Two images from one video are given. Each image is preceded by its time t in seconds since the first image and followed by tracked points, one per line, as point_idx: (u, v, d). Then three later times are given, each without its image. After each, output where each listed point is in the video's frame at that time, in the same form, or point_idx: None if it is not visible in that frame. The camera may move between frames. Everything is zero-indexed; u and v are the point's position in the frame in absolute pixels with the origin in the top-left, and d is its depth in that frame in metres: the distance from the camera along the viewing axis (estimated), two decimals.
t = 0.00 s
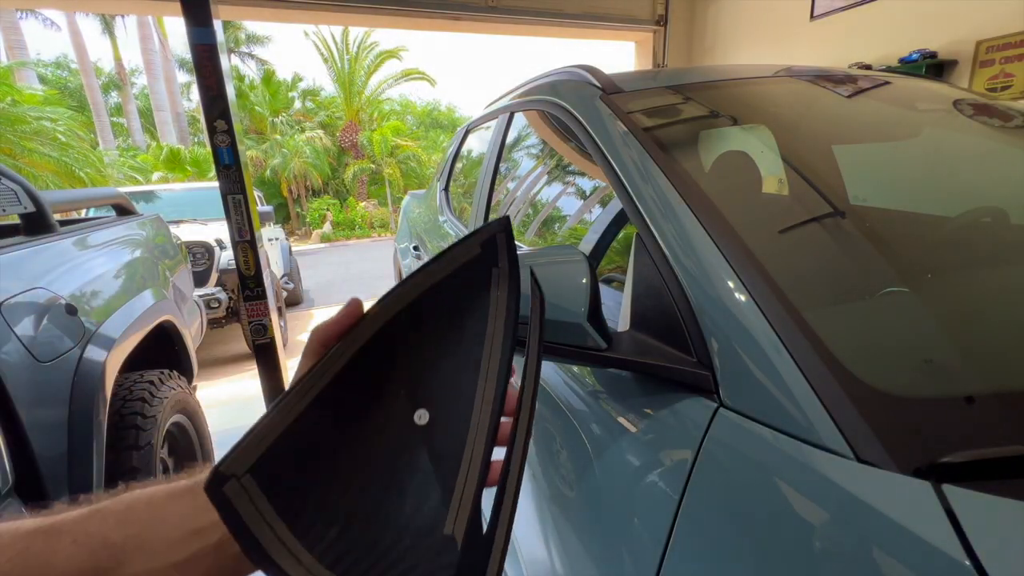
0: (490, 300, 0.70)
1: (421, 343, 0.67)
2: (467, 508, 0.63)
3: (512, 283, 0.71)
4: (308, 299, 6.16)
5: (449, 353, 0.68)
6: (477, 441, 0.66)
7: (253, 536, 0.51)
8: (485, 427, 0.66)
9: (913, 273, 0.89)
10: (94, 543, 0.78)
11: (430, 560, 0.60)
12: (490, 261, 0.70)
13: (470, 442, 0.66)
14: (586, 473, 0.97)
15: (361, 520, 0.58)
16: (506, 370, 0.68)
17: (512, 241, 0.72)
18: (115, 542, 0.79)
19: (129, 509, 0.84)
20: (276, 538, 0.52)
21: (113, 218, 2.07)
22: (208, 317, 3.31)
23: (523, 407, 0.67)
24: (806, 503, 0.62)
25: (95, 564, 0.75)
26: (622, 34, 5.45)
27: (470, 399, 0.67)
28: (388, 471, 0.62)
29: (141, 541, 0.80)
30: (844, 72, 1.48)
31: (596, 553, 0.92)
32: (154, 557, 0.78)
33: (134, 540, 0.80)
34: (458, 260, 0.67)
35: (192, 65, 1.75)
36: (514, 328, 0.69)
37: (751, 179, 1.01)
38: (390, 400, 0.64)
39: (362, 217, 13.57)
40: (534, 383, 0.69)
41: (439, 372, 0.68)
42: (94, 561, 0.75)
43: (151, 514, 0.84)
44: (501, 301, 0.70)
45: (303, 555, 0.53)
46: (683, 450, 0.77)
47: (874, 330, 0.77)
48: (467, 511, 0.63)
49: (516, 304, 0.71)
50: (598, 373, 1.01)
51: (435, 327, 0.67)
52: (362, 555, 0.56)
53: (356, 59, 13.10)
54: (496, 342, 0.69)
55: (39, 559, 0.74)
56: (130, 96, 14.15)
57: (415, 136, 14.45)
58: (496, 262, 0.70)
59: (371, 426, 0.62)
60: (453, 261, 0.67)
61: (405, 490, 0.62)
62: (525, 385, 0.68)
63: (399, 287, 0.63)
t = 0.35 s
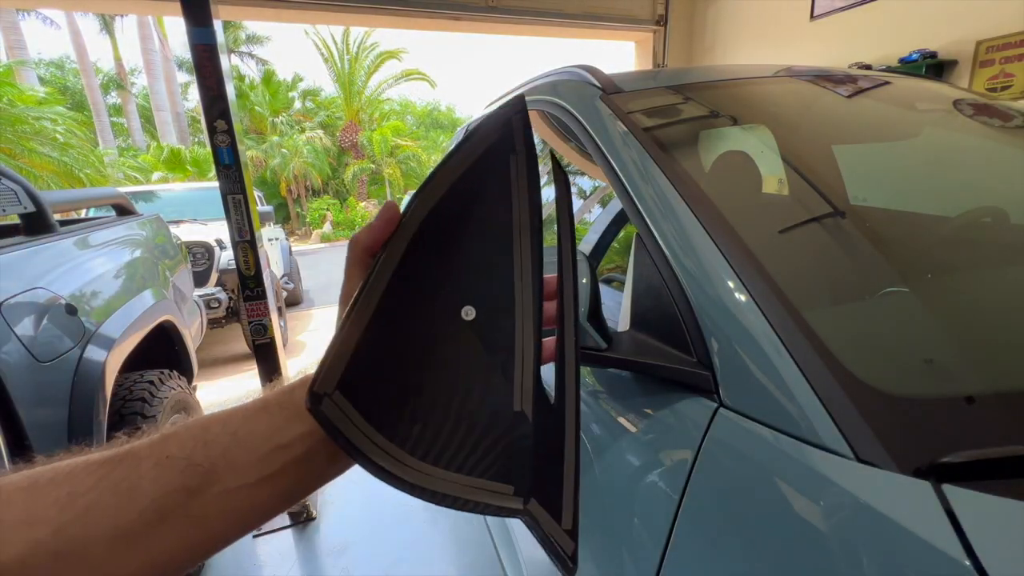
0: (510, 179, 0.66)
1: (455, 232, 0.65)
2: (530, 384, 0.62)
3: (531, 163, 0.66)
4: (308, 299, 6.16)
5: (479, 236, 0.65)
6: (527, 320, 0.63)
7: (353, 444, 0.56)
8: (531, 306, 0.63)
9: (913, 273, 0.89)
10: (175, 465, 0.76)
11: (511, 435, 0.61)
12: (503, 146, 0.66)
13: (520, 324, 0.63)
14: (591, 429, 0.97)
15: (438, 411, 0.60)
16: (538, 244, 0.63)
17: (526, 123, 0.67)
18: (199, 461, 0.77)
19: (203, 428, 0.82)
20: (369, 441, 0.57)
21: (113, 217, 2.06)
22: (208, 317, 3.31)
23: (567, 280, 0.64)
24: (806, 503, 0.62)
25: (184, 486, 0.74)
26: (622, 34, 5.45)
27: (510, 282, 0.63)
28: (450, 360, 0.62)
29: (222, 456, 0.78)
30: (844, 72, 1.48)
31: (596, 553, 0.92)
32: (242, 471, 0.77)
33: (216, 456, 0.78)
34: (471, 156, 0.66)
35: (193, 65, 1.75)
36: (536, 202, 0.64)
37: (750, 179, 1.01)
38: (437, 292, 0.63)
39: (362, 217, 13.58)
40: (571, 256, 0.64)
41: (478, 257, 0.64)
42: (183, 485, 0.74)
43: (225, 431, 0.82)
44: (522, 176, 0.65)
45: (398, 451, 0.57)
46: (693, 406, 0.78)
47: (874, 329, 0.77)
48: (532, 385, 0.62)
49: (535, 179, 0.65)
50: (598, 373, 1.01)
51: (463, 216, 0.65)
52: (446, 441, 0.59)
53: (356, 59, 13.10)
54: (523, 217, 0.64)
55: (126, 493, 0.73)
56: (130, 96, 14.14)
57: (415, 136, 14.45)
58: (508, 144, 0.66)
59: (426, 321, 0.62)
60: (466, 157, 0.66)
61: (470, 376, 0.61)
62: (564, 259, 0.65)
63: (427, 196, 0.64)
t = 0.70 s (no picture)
0: (493, 164, 0.68)
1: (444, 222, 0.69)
2: (507, 361, 0.71)
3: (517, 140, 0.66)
4: (308, 299, 6.16)
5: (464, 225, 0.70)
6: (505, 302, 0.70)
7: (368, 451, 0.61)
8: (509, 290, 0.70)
9: (913, 272, 0.89)
10: (149, 486, 0.78)
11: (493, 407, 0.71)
12: (489, 126, 0.67)
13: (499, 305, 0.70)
14: (586, 428, 0.98)
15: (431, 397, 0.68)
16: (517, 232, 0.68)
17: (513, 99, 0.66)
18: (174, 481, 0.79)
19: (175, 443, 0.83)
20: (379, 441, 0.63)
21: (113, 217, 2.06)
22: (208, 317, 3.31)
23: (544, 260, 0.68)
24: (807, 504, 0.62)
25: (161, 506, 0.77)
26: (622, 34, 5.45)
27: (490, 269, 0.70)
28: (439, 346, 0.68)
29: (199, 473, 0.81)
30: (843, 72, 1.48)
31: (596, 553, 0.92)
32: (222, 489, 0.81)
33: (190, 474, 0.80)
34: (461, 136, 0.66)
35: (193, 65, 1.75)
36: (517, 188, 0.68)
37: (751, 180, 1.01)
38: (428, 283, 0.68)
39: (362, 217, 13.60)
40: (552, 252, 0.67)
41: (463, 244, 0.70)
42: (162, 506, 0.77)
43: (201, 447, 0.84)
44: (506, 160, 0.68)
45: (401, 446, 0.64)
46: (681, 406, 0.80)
47: (874, 329, 0.77)
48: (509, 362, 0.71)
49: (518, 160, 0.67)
50: (598, 374, 1.01)
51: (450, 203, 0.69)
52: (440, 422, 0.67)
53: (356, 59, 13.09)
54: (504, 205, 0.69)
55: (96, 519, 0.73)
56: (130, 96, 14.13)
57: (415, 136, 14.45)
58: (495, 123, 0.67)
59: (419, 311, 0.67)
60: (456, 140, 0.66)
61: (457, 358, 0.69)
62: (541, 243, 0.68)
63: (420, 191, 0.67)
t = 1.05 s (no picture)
0: (489, 164, 0.68)
1: (437, 225, 0.69)
2: (500, 368, 0.69)
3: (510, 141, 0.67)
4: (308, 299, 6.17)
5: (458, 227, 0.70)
6: (500, 307, 0.69)
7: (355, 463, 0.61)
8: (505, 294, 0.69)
9: (912, 272, 0.89)
10: (117, 512, 0.80)
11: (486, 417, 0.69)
12: (479, 124, 0.67)
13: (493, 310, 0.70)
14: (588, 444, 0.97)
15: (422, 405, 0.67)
16: (510, 236, 0.69)
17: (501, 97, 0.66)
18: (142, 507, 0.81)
19: (143, 466, 0.85)
20: (367, 451, 0.63)
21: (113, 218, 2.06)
22: (208, 317, 3.31)
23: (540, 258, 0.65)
24: (806, 504, 0.62)
25: (119, 540, 0.78)
26: (622, 34, 5.45)
27: (484, 272, 0.70)
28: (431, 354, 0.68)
29: (164, 502, 0.83)
30: (843, 72, 1.48)
31: (596, 552, 0.92)
32: (193, 512, 0.83)
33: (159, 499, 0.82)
34: (451, 138, 0.67)
35: (193, 65, 1.75)
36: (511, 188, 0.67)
37: (752, 180, 1.01)
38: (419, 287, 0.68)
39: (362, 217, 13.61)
40: (548, 250, 0.65)
41: (456, 247, 0.70)
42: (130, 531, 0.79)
43: (169, 469, 0.86)
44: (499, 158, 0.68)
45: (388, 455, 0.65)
46: (687, 406, 0.79)
47: (874, 330, 0.77)
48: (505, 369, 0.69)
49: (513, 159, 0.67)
50: (598, 373, 1.01)
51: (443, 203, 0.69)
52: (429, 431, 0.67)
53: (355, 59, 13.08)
54: (498, 206, 0.69)
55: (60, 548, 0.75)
56: (130, 96, 14.11)
57: (415, 135, 14.45)
58: (484, 123, 0.67)
59: (407, 315, 0.67)
60: (448, 140, 0.67)
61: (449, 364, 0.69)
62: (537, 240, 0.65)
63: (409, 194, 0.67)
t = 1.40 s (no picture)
0: (576, 252, 0.63)
1: (493, 278, 0.62)
2: (523, 475, 0.60)
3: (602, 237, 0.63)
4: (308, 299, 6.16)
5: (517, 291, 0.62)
6: (544, 403, 0.61)
7: (310, 464, 0.57)
8: (555, 388, 0.61)
9: (913, 273, 0.89)
10: (161, 492, 0.70)
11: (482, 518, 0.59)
12: (579, 209, 0.63)
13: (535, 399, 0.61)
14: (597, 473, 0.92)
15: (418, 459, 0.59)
16: (580, 333, 0.62)
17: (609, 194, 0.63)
18: (187, 485, 0.71)
19: (189, 449, 0.76)
20: (330, 465, 0.57)
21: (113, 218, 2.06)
22: (208, 317, 3.31)
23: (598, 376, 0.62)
24: (807, 504, 0.62)
25: (169, 515, 0.68)
26: (622, 34, 5.44)
27: (539, 358, 0.62)
28: (455, 421, 0.61)
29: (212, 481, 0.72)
30: (843, 72, 1.48)
31: (596, 552, 0.91)
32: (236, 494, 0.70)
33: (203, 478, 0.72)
34: (547, 205, 0.61)
35: (192, 65, 1.75)
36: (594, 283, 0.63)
37: (752, 180, 1.01)
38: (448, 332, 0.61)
39: (362, 217, 13.63)
40: (608, 365, 0.62)
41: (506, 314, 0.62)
42: (171, 512, 0.69)
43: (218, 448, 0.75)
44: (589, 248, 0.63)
45: (353, 486, 0.57)
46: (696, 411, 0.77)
47: (874, 330, 0.77)
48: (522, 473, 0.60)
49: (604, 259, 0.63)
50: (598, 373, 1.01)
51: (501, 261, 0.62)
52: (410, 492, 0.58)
53: (355, 58, 13.08)
54: (575, 294, 0.63)
55: (100, 530, 0.66)
56: (131, 96, 14.11)
57: (415, 135, 14.46)
58: (583, 210, 0.63)
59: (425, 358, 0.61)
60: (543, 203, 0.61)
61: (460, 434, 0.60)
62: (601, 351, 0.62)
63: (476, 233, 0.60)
